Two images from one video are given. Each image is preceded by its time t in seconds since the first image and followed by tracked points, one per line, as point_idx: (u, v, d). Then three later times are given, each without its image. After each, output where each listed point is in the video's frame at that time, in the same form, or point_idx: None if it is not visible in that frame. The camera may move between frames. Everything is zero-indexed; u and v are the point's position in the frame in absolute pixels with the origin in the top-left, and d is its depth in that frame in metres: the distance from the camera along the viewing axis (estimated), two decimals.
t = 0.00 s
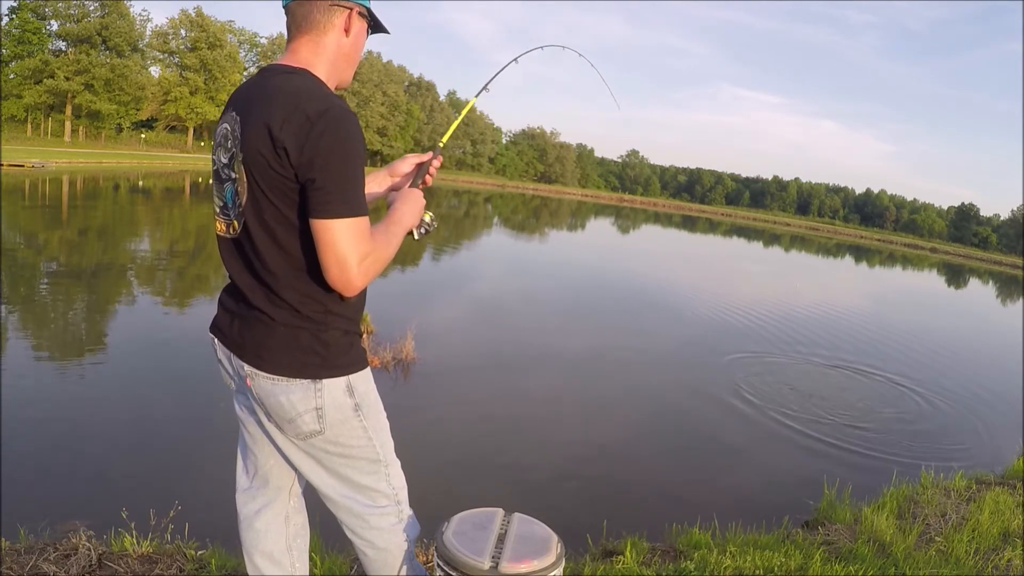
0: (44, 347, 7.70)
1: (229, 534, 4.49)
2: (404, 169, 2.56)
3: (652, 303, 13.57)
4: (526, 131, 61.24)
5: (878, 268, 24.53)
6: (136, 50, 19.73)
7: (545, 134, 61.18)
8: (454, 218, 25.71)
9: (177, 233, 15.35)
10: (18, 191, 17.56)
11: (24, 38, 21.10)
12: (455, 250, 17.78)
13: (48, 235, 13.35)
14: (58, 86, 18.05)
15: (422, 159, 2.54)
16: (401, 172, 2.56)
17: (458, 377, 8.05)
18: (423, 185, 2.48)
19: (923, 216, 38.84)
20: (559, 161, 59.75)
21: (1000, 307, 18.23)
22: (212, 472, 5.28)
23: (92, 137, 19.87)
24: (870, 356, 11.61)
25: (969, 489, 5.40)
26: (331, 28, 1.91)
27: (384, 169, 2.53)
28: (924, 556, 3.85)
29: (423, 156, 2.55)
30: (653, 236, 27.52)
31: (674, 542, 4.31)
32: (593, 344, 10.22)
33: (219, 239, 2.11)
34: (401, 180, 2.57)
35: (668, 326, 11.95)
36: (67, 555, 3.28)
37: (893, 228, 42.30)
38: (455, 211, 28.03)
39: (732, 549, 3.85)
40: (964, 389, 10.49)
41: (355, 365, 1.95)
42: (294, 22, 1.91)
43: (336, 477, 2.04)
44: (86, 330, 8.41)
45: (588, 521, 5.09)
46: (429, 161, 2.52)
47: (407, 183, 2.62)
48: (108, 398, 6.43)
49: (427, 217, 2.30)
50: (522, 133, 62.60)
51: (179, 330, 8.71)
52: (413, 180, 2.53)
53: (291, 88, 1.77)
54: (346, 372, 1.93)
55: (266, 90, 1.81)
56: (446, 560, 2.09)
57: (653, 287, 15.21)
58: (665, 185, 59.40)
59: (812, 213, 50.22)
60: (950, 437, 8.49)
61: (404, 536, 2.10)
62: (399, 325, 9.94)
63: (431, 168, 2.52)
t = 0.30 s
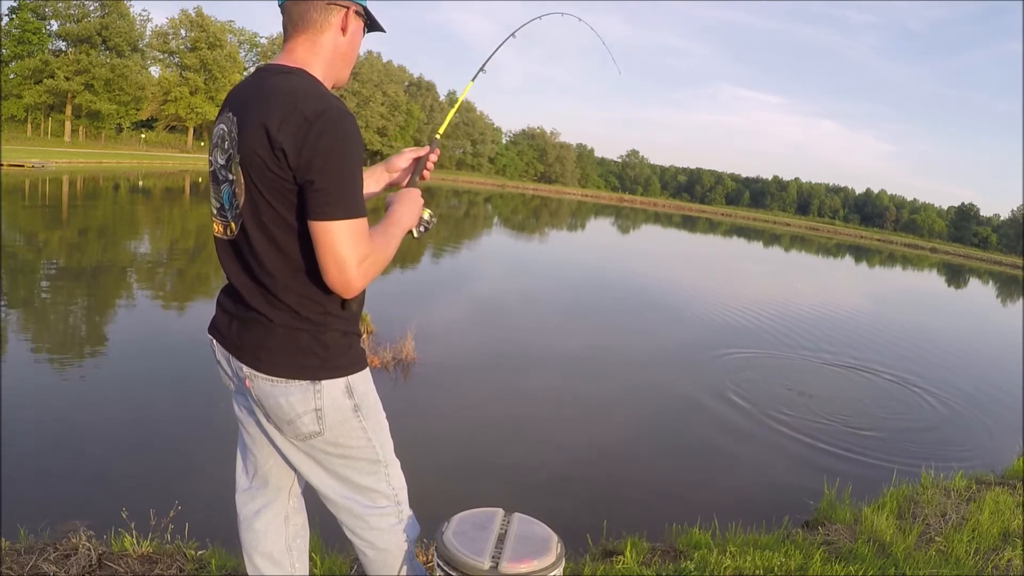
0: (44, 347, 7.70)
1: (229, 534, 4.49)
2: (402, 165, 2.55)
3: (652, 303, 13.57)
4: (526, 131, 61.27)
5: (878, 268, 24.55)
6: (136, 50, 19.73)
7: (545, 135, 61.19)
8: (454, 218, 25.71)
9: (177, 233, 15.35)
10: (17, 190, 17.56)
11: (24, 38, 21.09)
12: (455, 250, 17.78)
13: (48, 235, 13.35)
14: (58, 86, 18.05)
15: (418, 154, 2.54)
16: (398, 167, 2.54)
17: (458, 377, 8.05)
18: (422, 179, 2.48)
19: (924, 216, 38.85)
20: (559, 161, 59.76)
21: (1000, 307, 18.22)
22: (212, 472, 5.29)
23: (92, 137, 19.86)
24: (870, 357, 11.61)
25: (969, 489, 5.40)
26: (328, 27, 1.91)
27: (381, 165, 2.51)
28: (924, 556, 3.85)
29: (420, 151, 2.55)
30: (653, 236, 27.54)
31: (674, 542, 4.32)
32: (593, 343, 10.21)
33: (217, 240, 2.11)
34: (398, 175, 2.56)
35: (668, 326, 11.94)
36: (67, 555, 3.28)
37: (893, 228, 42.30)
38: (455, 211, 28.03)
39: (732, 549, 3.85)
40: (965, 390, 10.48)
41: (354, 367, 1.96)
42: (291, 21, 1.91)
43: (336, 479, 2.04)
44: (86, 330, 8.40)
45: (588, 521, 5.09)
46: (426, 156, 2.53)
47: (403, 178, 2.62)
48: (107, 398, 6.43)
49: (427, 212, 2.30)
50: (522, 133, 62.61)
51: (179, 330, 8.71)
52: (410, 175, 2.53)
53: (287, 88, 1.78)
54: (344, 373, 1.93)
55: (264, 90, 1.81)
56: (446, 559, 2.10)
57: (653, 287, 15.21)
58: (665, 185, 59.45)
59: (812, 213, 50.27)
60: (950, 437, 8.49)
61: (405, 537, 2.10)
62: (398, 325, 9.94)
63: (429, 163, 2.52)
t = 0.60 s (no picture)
0: (44, 347, 7.70)
1: (229, 534, 4.49)
2: (399, 163, 2.55)
3: (652, 303, 13.56)
4: (526, 131, 61.27)
5: (878, 268, 24.55)
6: (136, 50, 19.74)
7: (546, 135, 61.19)
8: (454, 218, 25.72)
9: (177, 233, 15.35)
10: (17, 191, 17.55)
11: (24, 38, 21.06)
12: (455, 250, 17.76)
13: (48, 235, 13.34)
14: (58, 86, 18.05)
15: (415, 151, 2.54)
16: (396, 166, 2.54)
17: (458, 377, 8.05)
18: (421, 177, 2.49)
19: (924, 216, 38.83)
20: (559, 161, 59.77)
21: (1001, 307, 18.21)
22: (212, 472, 5.29)
23: (92, 136, 19.86)
24: (870, 356, 11.61)
25: (969, 489, 5.40)
26: (324, 26, 1.91)
27: (379, 163, 2.50)
28: (924, 556, 3.85)
29: (417, 148, 2.55)
30: (654, 236, 27.54)
31: (674, 542, 4.31)
32: (593, 344, 10.21)
33: (214, 241, 2.11)
34: (397, 173, 2.56)
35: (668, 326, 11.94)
36: (67, 555, 3.28)
37: (893, 228, 42.30)
38: (456, 211, 28.01)
39: (732, 549, 3.85)
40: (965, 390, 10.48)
41: (352, 368, 1.95)
42: (287, 21, 1.91)
43: (335, 479, 2.04)
44: (86, 330, 8.40)
45: (588, 521, 5.09)
46: (425, 154, 2.53)
47: (402, 176, 2.61)
48: (107, 398, 6.43)
49: (425, 212, 2.30)
50: (522, 133, 62.61)
51: (179, 330, 8.71)
52: (409, 173, 2.53)
53: (284, 89, 1.77)
54: (343, 374, 1.93)
55: (260, 91, 1.81)
56: (446, 560, 2.09)
57: (653, 287, 15.20)
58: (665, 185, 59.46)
59: (812, 213, 50.29)
60: (949, 437, 8.49)
61: (404, 538, 2.10)
62: (398, 324, 9.93)
63: (427, 160, 2.52)
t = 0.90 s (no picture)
0: (44, 347, 7.70)
1: (229, 534, 4.49)
2: (399, 163, 2.55)
3: (652, 303, 13.56)
4: (526, 131, 61.28)
5: (878, 268, 24.55)
6: (136, 50, 19.71)
7: (546, 135, 61.20)
8: (454, 218, 25.73)
9: (177, 233, 15.35)
10: (17, 190, 17.55)
11: (24, 38, 21.06)
12: (455, 250, 17.75)
13: (48, 235, 13.34)
14: (58, 86, 18.05)
15: (415, 151, 2.54)
16: (396, 165, 2.55)
17: (458, 377, 8.05)
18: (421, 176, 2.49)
19: (924, 216, 38.82)
20: (559, 161, 59.78)
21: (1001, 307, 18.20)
22: (212, 472, 5.28)
23: (92, 136, 19.86)
24: (871, 357, 11.61)
25: (969, 489, 5.40)
26: (322, 25, 1.91)
27: (379, 163, 2.50)
28: (924, 556, 3.85)
29: (417, 148, 2.55)
30: (653, 236, 27.54)
31: (674, 542, 4.31)
32: (593, 344, 10.21)
33: (212, 242, 2.12)
34: (396, 173, 2.56)
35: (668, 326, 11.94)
36: (67, 555, 3.28)
37: (893, 228, 42.28)
38: (456, 211, 28.01)
39: (732, 549, 3.85)
40: (966, 390, 10.47)
41: (351, 370, 1.95)
42: (284, 21, 1.91)
43: (333, 480, 2.04)
44: (86, 330, 8.40)
45: (588, 521, 5.09)
46: (425, 153, 2.53)
47: (402, 175, 2.61)
48: (108, 398, 6.44)
49: (425, 213, 2.30)
50: (522, 133, 62.62)
51: (179, 330, 8.71)
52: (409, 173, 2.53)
53: (280, 89, 1.77)
54: (340, 376, 1.93)
55: (256, 91, 1.81)
56: (445, 560, 2.09)
57: (654, 287, 15.20)
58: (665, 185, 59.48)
59: (812, 213, 50.32)
60: (950, 437, 8.48)
61: (403, 539, 2.10)
62: (398, 324, 9.93)
63: (427, 160, 2.52)
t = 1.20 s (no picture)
0: (44, 347, 7.70)
1: (229, 534, 4.49)
2: (399, 163, 2.55)
3: (652, 303, 13.56)
4: (526, 131, 61.30)
5: (878, 268, 24.56)
6: (137, 50, 19.69)
7: (546, 135, 61.21)
8: (455, 218, 25.73)
9: (177, 233, 15.35)
10: (17, 190, 17.55)
11: (24, 38, 21.06)
12: (455, 250, 17.75)
13: (48, 235, 13.34)
14: (58, 86, 18.05)
15: (416, 152, 2.54)
16: (397, 166, 2.54)
17: (458, 377, 8.06)
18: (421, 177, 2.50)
19: (924, 216, 38.84)
20: (559, 161, 59.80)
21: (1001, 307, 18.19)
22: (211, 472, 5.29)
23: (93, 137, 19.85)
24: (872, 357, 11.60)
25: (969, 489, 5.40)
26: (321, 25, 1.91)
27: (380, 164, 2.49)
28: (924, 556, 3.85)
29: (417, 148, 2.54)
30: (653, 236, 27.54)
31: (674, 542, 4.31)
32: (594, 344, 10.20)
33: (212, 242, 2.11)
34: (397, 174, 2.56)
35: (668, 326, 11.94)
36: (67, 555, 3.28)
37: (893, 228, 42.24)
38: (456, 211, 28.02)
39: (732, 549, 3.85)
40: (966, 390, 10.47)
41: (351, 370, 1.96)
42: (283, 21, 1.91)
43: (332, 480, 2.04)
44: (86, 330, 8.40)
45: (588, 521, 5.09)
46: (425, 154, 2.54)
47: (402, 176, 2.61)
48: (108, 398, 6.44)
49: (426, 214, 2.30)
50: (522, 133, 62.61)
51: (179, 330, 8.71)
52: (409, 173, 2.53)
53: (279, 89, 1.77)
54: (339, 377, 1.92)
55: (256, 91, 1.80)
56: (446, 560, 2.09)
57: (653, 288, 15.20)
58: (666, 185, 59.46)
59: (812, 213, 50.31)
60: (950, 437, 8.48)
61: (403, 539, 2.10)
62: (398, 324, 9.93)
63: (428, 160, 2.52)
